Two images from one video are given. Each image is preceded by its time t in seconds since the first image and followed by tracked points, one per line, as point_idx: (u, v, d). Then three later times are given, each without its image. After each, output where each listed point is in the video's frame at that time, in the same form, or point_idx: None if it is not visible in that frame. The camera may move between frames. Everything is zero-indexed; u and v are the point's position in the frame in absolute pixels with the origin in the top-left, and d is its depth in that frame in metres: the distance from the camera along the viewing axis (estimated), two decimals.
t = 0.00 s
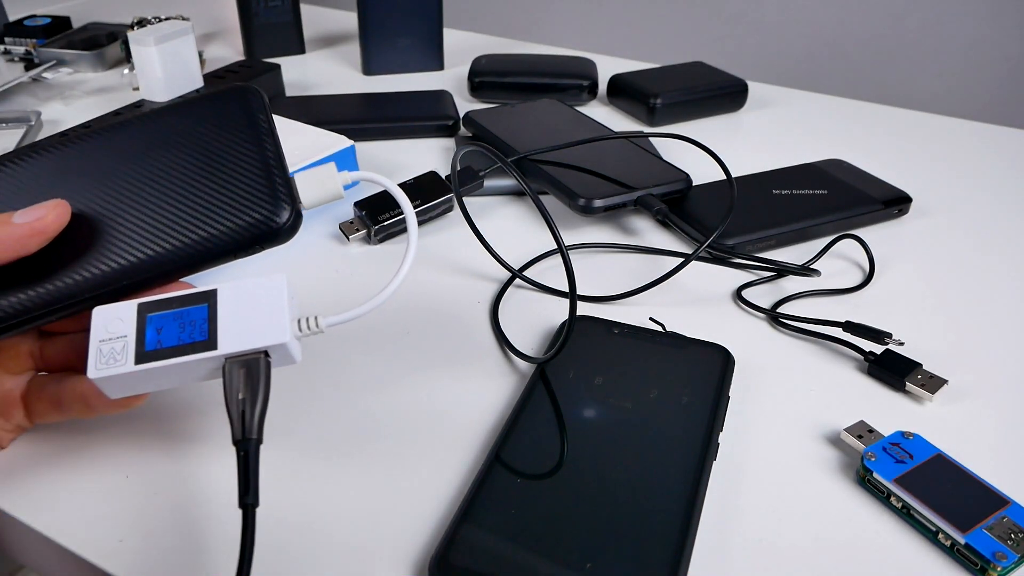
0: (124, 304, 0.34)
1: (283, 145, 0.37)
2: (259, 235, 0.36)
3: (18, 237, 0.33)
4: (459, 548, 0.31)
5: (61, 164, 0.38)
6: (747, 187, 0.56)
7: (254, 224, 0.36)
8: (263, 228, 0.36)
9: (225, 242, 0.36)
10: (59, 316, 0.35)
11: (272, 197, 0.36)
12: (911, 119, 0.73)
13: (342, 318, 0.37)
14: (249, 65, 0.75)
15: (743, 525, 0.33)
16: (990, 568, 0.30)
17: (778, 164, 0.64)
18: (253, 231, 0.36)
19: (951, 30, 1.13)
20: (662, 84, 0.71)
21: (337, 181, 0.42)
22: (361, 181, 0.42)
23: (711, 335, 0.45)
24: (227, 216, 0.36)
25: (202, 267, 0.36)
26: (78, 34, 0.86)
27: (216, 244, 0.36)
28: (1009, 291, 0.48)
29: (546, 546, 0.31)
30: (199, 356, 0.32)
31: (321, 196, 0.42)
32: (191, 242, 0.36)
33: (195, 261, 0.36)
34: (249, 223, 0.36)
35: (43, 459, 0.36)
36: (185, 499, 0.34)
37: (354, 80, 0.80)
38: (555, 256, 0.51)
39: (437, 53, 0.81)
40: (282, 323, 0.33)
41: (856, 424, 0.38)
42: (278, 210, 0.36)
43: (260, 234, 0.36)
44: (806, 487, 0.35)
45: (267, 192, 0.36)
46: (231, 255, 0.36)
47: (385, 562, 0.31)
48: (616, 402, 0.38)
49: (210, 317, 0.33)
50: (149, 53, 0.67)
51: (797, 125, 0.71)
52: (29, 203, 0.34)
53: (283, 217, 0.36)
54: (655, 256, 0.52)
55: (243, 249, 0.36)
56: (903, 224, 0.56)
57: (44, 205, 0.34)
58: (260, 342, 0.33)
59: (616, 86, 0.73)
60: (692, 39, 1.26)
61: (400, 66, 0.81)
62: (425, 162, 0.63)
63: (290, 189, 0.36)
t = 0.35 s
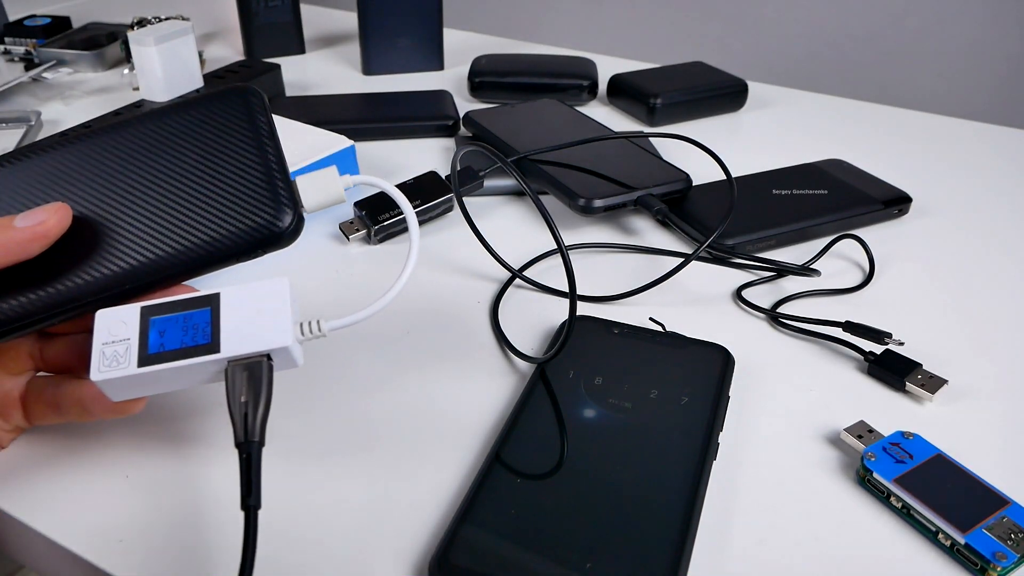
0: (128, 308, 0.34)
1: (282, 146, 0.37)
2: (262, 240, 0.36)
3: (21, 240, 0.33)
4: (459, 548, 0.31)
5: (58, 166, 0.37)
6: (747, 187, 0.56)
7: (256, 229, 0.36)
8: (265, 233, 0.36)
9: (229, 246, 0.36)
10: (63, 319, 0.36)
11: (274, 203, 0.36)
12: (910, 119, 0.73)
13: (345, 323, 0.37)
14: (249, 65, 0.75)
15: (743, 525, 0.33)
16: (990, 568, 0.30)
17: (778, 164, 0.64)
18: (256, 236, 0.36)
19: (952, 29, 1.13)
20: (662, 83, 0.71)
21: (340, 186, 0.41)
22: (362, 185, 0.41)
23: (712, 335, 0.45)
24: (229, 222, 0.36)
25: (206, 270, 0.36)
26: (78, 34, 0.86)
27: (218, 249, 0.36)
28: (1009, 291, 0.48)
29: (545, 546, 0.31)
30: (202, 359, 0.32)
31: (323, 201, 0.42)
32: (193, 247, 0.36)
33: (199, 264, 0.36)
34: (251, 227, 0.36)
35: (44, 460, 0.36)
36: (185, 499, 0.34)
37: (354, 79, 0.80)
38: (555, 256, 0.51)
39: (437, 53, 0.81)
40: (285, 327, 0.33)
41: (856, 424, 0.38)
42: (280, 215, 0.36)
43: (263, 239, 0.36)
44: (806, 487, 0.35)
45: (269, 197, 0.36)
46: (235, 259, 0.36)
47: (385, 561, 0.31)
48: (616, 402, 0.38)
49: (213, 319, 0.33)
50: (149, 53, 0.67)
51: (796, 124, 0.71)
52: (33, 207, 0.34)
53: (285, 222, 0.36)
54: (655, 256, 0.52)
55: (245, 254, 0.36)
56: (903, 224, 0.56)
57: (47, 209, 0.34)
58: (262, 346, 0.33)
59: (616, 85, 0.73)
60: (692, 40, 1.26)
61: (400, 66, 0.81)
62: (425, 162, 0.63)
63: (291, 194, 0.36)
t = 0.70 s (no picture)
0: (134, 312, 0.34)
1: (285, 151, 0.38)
2: (268, 246, 0.37)
3: (27, 246, 0.33)
4: (458, 548, 0.31)
5: (53, 167, 0.37)
6: (747, 186, 0.56)
7: (260, 235, 0.36)
8: (271, 238, 0.37)
9: (234, 251, 0.36)
10: (66, 323, 0.36)
11: (279, 209, 0.37)
12: (910, 119, 0.73)
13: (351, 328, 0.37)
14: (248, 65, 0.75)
15: (743, 525, 0.33)
16: (990, 568, 0.30)
17: (778, 164, 0.64)
18: (262, 242, 0.36)
19: (951, 29, 1.13)
20: (662, 83, 0.71)
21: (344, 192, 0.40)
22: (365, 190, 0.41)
23: (712, 335, 0.45)
24: (233, 227, 0.36)
25: (210, 274, 0.37)
26: (78, 34, 0.86)
27: (223, 255, 0.36)
28: (1008, 291, 0.48)
29: (546, 546, 0.31)
30: (209, 363, 0.32)
31: (326, 207, 0.40)
32: (198, 252, 0.36)
33: (204, 269, 0.36)
34: (257, 233, 0.36)
35: (45, 460, 0.36)
36: (185, 500, 0.34)
37: (354, 79, 0.80)
38: (556, 256, 0.51)
39: (437, 53, 0.81)
40: (292, 332, 0.33)
41: (856, 424, 0.38)
42: (286, 220, 0.37)
43: (269, 245, 0.37)
44: (806, 487, 0.35)
45: (273, 203, 0.37)
46: (240, 263, 0.37)
47: (385, 561, 0.31)
48: (616, 402, 0.38)
49: (220, 324, 0.33)
50: (149, 53, 0.67)
51: (796, 124, 0.72)
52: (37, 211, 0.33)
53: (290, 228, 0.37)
54: (655, 256, 0.52)
55: (250, 258, 0.37)
56: (903, 224, 0.56)
57: (52, 214, 0.33)
58: (269, 350, 0.33)
59: (616, 85, 0.73)
60: (691, 40, 1.26)
61: (400, 66, 0.81)
62: (425, 162, 0.63)
63: (295, 199, 0.37)
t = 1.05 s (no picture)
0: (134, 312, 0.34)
1: (284, 150, 0.38)
2: (267, 245, 0.37)
3: (27, 246, 0.33)
4: (458, 548, 0.31)
5: (47, 165, 0.36)
6: (747, 186, 0.56)
7: (260, 235, 0.37)
8: (271, 238, 0.37)
9: (233, 251, 0.37)
10: (64, 322, 0.36)
11: (279, 209, 0.37)
12: (910, 119, 0.73)
13: (351, 327, 0.37)
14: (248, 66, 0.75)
15: (743, 525, 0.33)
16: (990, 568, 0.30)
17: (778, 164, 0.64)
18: (261, 241, 0.37)
19: (951, 29, 1.13)
20: (662, 84, 0.71)
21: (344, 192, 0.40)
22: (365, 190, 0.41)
23: (712, 335, 0.45)
24: (233, 227, 0.37)
25: (209, 273, 0.37)
26: (78, 34, 0.86)
27: (222, 255, 0.37)
28: (1007, 291, 0.49)
29: (545, 546, 0.31)
30: (208, 362, 0.32)
31: (327, 207, 0.40)
32: (197, 251, 0.37)
33: (203, 268, 0.37)
34: (256, 233, 0.37)
35: (44, 460, 0.36)
36: (185, 499, 0.34)
37: (354, 79, 0.80)
38: (556, 256, 0.51)
39: (437, 53, 0.81)
40: (290, 331, 0.33)
41: (856, 424, 0.38)
42: (285, 220, 0.37)
43: (268, 245, 0.37)
44: (806, 487, 0.35)
45: (272, 204, 0.37)
46: (239, 262, 0.37)
47: (385, 561, 0.31)
48: (616, 402, 0.38)
49: (219, 323, 0.33)
50: (149, 53, 0.67)
51: (796, 125, 0.72)
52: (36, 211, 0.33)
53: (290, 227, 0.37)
54: (655, 256, 0.52)
55: (249, 257, 0.37)
56: (903, 224, 0.56)
57: (52, 214, 0.33)
58: (268, 350, 0.33)
59: (616, 85, 0.73)
60: (691, 40, 1.26)
61: (400, 67, 0.81)
62: (425, 162, 0.63)
63: (294, 199, 0.37)
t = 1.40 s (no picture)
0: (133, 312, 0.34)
1: (284, 151, 0.38)
2: (266, 245, 0.37)
3: (26, 246, 0.33)
4: (458, 549, 0.31)
5: (45, 166, 0.36)
6: (747, 186, 0.56)
7: (260, 234, 0.37)
8: (270, 238, 0.37)
9: (232, 251, 0.37)
10: (63, 322, 0.35)
11: (278, 208, 0.37)
12: (910, 119, 0.73)
13: (350, 327, 0.37)
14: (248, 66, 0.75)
15: (743, 526, 0.33)
16: (990, 568, 0.30)
17: (779, 164, 0.64)
18: (261, 241, 0.37)
19: (951, 29, 1.13)
20: (663, 84, 0.71)
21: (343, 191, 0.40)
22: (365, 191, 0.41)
23: (712, 335, 0.45)
24: (232, 227, 0.37)
25: (208, 273, 0.37)
26: (78, 34, 0.86)
27: (222, 254, 0.37)
28: (1008, 291, 0.49)
29: (544, 546, 0.31)
30: (206, 362, 0.32)
31: (328, 206, 0.40)
32: (196, 251, 0.36)
33: (202, 268, 0.37)
34: (255, 233, 0.37)
35: (44, 460, 0.36)
36: (186, 499, 0.34)
37: (354, 79, 0.80)
38: (556, 256, 0.51)
39: (437, 53, 0.81)
40: (289, 331, 0.33)
41: (856, 423, 0.38)
42: (285, 220, 0.37)
43: (268, 245, 0.37)
44: (806, 487, 0.35)
45: (272, 203, 0.37)
46: (238, 263, 0.37)
47: (385, 562, 0.31)
48: (615, 402, 0.38)
49: (218, 323, 0.33)
50: (149, 53, 0.67)
51: (796, 125, 0.72)
52: (36, 211, 0.33)
53: (289, 227, 0.37)
54: (655, 256, 0.52)
55: (248, 257, 0.37)
56: (903, 224, 0.56)
57: (51, 214, 0.33)
58: (267, 350, 0.33)
59: (616, 85, 0.73)
60: (692, 40, 1.26)
61: (400, 67, 0.81)
62: (425, 162, 0.63)
63: (294, 199, 0.37)
